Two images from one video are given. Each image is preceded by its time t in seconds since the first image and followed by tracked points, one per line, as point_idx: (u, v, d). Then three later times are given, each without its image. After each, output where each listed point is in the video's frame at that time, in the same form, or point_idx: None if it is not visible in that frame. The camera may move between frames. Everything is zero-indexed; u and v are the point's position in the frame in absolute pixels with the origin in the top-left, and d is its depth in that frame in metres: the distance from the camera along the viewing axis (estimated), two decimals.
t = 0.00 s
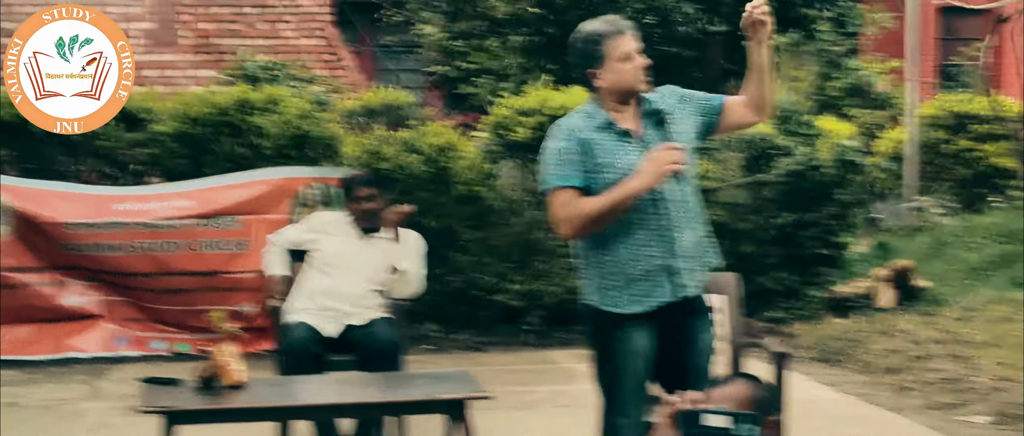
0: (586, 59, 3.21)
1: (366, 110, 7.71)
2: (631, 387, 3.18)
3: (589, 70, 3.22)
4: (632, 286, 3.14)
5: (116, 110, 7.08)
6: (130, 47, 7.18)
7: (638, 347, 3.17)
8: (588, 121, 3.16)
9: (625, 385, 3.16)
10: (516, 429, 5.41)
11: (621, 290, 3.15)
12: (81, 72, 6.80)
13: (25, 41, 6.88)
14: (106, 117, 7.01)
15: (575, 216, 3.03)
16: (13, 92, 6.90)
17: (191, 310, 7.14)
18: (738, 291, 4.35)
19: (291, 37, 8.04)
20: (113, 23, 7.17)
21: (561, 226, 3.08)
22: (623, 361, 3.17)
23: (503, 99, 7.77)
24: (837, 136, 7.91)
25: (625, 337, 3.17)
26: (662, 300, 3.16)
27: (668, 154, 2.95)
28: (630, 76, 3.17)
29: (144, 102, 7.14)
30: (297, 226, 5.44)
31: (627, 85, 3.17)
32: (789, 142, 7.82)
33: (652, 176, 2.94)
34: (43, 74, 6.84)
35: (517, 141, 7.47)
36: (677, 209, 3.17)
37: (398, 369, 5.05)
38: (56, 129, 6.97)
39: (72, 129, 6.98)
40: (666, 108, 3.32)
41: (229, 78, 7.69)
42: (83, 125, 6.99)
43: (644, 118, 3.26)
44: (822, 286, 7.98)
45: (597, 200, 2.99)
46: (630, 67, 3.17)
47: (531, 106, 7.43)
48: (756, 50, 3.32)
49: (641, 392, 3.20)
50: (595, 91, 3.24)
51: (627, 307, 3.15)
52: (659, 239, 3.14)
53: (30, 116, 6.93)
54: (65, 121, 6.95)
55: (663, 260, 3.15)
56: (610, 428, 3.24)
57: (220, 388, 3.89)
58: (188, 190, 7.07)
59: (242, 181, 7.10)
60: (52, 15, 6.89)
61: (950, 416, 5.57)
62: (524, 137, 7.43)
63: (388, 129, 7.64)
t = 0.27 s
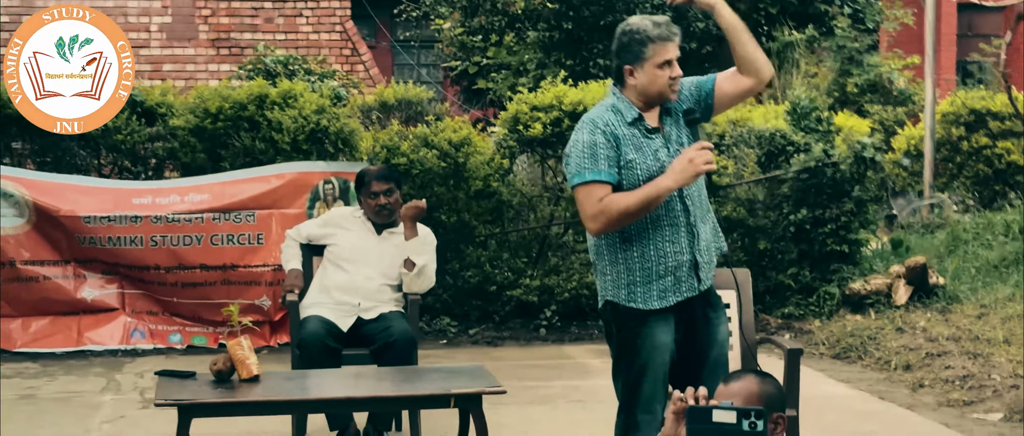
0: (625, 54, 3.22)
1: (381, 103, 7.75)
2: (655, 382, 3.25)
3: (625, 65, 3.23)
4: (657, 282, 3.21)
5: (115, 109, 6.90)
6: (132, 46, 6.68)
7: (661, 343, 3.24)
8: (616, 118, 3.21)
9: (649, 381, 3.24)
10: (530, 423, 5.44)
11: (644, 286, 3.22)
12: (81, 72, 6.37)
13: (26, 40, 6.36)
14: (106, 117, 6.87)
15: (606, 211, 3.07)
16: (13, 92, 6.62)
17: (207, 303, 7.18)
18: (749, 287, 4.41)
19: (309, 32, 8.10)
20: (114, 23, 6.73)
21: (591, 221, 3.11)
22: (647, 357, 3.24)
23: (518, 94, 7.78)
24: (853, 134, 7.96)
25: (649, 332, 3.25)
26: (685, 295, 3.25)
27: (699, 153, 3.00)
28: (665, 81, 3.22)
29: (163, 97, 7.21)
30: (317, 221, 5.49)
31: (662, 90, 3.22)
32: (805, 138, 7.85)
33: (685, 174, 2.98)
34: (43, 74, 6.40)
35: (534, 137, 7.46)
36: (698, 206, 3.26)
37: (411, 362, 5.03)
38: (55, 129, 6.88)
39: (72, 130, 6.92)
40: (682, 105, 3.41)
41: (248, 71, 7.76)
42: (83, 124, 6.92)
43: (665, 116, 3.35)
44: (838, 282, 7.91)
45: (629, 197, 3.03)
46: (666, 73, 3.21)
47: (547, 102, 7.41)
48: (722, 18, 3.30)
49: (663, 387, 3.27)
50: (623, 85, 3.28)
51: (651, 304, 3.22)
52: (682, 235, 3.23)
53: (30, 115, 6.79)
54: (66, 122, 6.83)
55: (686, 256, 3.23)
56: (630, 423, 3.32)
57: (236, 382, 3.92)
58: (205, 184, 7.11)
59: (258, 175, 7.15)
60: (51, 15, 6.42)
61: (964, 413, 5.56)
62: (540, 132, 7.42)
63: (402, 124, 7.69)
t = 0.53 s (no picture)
0: (626, 42, 3.23)
1: (389, 93, 7.71)
2: (661, 371, 3.26)
3: (627, 53, 3.24)
4: (664, 272, 3.22)
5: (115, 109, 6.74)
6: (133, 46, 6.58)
7: (668, 333, 3.25)
8: (623, 109, 3.22)
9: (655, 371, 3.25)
10: (536, 413, 5.46)
11: (652, 276, 3.23)
12: (81, 72, 6.24)
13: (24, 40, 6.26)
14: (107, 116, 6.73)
15: (612, 204, 3.08)
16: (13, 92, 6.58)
17: (214, 292, 7.20)
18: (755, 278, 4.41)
19: (317, 22, 8.34)
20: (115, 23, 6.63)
21: (598, 213, 3.13)
22: (653, 347, 3.25)
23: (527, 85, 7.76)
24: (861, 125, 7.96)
25: (656, 322, 3.25)
26: (692, 285, 3.25)
27: (705, 144, 2.97)
28: (665, 69, 3.20)
29: (172, 86, 7.22)
30: (324, 210, 5.53)
31: (662, 78, 3.20)
32: (813, 130, 7.79)
33: (691, 166, 2.96)
34: (43, 74, 6.32)
35: (542, 127, 7.43)
36: (706, 197, 3.26)
37: (417, 352, 5.05)
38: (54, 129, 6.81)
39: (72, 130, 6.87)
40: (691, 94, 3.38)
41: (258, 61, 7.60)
42: (82, 124, 6.84)
43: (672, 106, 3.33)
44: (846, 274, 7.90)
45: (635, 189, 3.04)
46: (666, 59, 3.19)
47: (554, 93, 7.39)
48: (768, 5, 3.21)
49: (669, 376, 3.28)
50: (630, 76, 3.29)
51: (658, 293, 3.23)
52: (690, 225, 3.23)
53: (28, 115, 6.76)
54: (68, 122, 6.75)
55: (693, 246, 3.23)
56: (637, 412, 3.34)
57: (242, 371, 3.94)
58: (213, 173, 7.14)
59: (267, 164, 7.17)
60: (51, 15, 6.33)
61: (970, 405, 5.56)
62: (548, 122, 7.39)
63: (411, 114, 7.65)
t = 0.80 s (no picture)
0: (611, 36, 3.23)
1: (389, 87, 7.76)
2: (655, 365, 3.26)
3: (614, 45, 3.23)
4: (659, 266, 3.22)
5: (106, 113, 5.44)
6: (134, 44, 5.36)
7: (663, 327, 3.25)
8: (615, 103, 3.21)
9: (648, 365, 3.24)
10: (534, 407, 5.46)
11: (647, 270, 3.24)
12: (81, 72, 5.11)
13: (25, 38, 5.09)
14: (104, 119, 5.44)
15: (601, 200, 3.10)
16: (11, 92, 5.23)
17: (213, 285, 7.21)
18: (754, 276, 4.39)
19: (316, 16, 8.73)
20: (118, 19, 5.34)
21: (589, 209, 3.15)
22: (647, 341, 3.26)
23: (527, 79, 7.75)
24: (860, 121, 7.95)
25: (651, 316, 3.26)
26: (687, 281, 3.22)
27: (693, 139, 2.95)
28: (652, 56, 3.17)
29: (172, 79, 7.22)
30: (323, 205, 5.54)
31: (650, 65, 3.18)
32: (813, 125, 7.81)
33: (677, 161, 2.94)
34: (42, 73, 5.11)
35: (541, 122, 7.41)
36: (705, 192, 3.22)
37: (416, 346, 5.03)
38: (54, 128, 5.48)
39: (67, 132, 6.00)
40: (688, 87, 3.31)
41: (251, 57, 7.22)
42: (76, 121, 5.80)
43: (668, 98, 3.27)
44: (844, 270, 7.90)
45: (623, 184, 3.04)
46: (652, 46, 3.17)
47: (554, 88, 7.38)
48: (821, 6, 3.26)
49: (664, 371, 3.28)
50: (624, 71, 3.28)
51: (652, 287, 3.23)
52: (687, 221, 3.20)
53: (26, 115, 5.39)
54: (65, 121, 5.41)
55: (689, 242, 3.21)
56: (632, 406, 3.33)
57: (241, 364, 3.94)
58: (212, 167, 7.15)
59: (266, 158, 7.17)
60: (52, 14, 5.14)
61: (968, 401, 5.56)
62: (548, 117, 7.37)
63: (409, 108, 7.60)
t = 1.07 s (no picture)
0: (609, 33, 3.23)
1: (383, 84, 7.67)
2: (642, 362, 3.26)
3: (613, 42, 3.22)
4: (648, 264, 3.23)
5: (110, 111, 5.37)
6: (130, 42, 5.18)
7: (652, 324, 3.25)
8: (610, 100, 3.20)
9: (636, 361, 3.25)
10: (528, 404, 5.46)
11: (637, 267, 3.25)
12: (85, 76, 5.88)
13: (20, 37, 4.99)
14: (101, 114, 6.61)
15: (591, 196, 3.11)
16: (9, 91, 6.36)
17: (207, 281, 7.20)
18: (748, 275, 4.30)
19: None
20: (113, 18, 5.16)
21: (580, 205, 3.16)
22: (635, 337, 3.26)
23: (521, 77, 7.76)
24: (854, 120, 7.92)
25: (640, 313, 3.27)
26: (676, 279, 3.23)
27: (683, 139, 2.95)
28: (651, 51, 3.17)
29: (166, 75, 7.17)
30: (317, 201, 5.53)
31: (650, 61, 3.18)
32: (807, 124, 7.81)
33: (666, 160, 2.95)
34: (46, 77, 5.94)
35: (536, 119, 7.39)
36: (697, 191, 3.22)
37: (410, 342, 5.04)
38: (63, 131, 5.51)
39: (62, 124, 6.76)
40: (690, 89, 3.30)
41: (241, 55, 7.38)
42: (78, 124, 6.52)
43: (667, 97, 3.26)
44: (838, 268, 7.91)
45: (614, 182, 3.05)
46: (652, 40, 3.17)
47: (550, 85, 7.35)
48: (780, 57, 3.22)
49: (652, 368, 3.28)
50: (620, 69, 3.28)
51: (641, 285, 3.24)
52: (677, 220, 3.21)
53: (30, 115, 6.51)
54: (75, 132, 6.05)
55: (679, 241, 3.21)
56: (620, 402, 3.33)
57: (234, 360, 3.94)
58: (207, 163, 7.11)
59: (260, 154, 7.15)
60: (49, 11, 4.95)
61: (961, 400, 5.57)
62: (543, 115, 7.35)
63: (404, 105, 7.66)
